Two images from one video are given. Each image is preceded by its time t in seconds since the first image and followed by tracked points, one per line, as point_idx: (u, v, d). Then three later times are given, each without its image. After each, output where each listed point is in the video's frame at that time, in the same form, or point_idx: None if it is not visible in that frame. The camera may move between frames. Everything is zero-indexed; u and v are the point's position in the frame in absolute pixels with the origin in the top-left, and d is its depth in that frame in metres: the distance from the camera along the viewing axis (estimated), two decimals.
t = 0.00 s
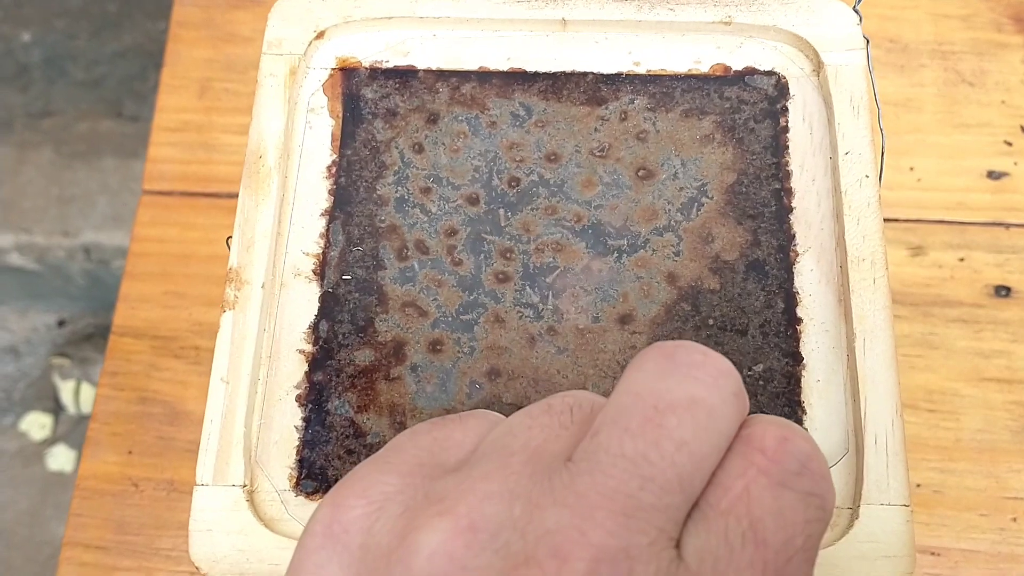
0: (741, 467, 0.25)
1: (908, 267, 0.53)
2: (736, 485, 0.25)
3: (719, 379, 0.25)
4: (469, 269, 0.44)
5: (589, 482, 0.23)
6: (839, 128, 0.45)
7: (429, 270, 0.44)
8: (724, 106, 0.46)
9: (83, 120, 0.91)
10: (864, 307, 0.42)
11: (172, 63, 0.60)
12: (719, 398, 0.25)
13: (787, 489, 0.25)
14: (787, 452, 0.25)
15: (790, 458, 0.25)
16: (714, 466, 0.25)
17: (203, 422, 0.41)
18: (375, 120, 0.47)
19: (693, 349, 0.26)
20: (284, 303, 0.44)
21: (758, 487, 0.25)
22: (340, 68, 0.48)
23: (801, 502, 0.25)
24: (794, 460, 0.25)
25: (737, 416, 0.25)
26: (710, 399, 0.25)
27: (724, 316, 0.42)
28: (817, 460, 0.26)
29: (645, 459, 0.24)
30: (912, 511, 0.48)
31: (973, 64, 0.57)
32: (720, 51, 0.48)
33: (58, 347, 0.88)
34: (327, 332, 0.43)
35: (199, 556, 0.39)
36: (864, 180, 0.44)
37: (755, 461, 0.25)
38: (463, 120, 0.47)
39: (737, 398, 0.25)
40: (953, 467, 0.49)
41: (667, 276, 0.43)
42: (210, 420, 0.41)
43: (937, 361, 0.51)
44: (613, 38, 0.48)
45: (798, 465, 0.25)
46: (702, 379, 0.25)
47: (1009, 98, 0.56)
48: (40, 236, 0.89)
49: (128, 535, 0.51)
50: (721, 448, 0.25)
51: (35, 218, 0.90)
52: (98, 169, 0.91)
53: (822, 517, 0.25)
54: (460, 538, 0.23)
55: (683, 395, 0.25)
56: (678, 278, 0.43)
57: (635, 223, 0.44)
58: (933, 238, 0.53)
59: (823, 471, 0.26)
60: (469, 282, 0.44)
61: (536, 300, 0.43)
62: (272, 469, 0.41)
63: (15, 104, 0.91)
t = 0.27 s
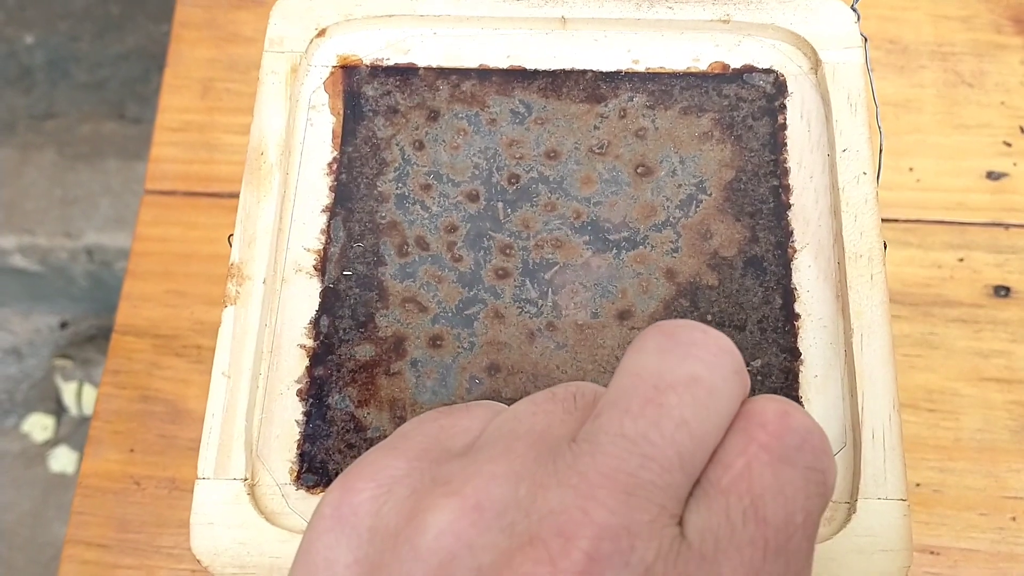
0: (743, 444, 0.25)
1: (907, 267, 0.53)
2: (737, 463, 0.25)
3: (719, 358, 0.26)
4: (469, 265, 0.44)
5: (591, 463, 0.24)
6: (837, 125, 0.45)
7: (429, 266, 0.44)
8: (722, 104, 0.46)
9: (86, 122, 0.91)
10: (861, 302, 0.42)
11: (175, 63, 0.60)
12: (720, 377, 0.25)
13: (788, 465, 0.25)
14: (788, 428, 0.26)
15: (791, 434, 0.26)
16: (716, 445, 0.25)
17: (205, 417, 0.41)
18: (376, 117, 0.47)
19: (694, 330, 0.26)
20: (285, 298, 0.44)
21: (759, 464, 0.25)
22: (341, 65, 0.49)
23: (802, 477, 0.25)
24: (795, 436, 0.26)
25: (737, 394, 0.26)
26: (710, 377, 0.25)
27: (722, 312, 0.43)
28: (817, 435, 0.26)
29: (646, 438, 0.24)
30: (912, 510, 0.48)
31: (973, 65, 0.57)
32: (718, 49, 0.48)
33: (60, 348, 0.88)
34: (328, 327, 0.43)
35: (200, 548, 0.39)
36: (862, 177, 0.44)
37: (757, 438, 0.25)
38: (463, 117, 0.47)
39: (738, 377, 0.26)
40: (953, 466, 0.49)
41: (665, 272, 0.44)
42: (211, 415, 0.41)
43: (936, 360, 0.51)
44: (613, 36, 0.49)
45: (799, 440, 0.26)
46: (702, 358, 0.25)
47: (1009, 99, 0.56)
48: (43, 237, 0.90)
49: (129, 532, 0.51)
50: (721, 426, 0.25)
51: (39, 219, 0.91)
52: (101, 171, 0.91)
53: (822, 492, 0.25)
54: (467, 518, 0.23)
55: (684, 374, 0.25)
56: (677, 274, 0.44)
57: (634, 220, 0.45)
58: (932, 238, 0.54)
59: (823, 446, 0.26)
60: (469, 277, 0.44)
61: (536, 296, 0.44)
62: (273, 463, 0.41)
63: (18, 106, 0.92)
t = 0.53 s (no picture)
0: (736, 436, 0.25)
1: (909, 269, 0.53)
2: (731, 456, 0.24)
3: (710, 351, 0.25)
4: (470, 269, 0.44)
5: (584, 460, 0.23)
6: (840, 128, 0.45)
7: (431, 269, 0.44)
8: (725, 106, 0.46)
9: (87, 122, 0.91)
10: (864, 306, 0.42)
11: (175, 64, 0.60)
12: (711, 369, 0.25)
13: (781, 456, 0.24)
14: (782, 419, 0.25)
15: (784, 425, 0.25)
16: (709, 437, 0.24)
17: (206, 421, 0.41)
18: (377, 120, 0.47)
19: (683, 323, 0.26)
20: (287, 301, 0.44)
21: (752, 455, 0.24)
22: (342, 67, 0.48)
23: (797, 468, 0.24)
24: (788, 427, 0.25)
25: (728, 386, 0.25)
26: (701, 370, 0.24)
27: (725, 316, 0.43)
28: (811, 425, 0.26)
29: (638, 433, 0.23)
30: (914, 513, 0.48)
31: (975, 65, 0.57)
32: (721, 51, 0.48)
33: (60, 348, 0.88)
34: (329, 331, 0.43)
35: (202, 553, 0.39)
36: (865, 180, 0.44)
37: (750, 430, 0.25)
38: (465, 119, 0.47)
39: (727, 369, 0.25)
40: (955, 468, 0.49)
41: (668, 275, 0.43)
42: (212, 419, 0.41)
43: (939, 362, 0.51)
44: (615, 39, 0.48)
45: (793, 430, 0.25)
46: (693, 351, 0.25)
47: (1011, 99, 0.56)
48: (44, 236, 0.90)
49: (131, 533, 0.51)
50: (714, 418, 0.24)
51: (39, 218, 0.90)
52: (101, 171, 0.91)
53: (816, 482, 0.25)
54: (465, 517, 0.23)
55: (674, 367, 0.24)
56: (679, 278, 0.43)
57: (636, 223, 0.45)
58: (935, 239, 0.53)
59: (818, 436, 0.26)
60: (471, 281, 0.44)
61: (538, 300, 0.43)
62: (274, 467, 0.41)
63: (18, 106, 0.91)
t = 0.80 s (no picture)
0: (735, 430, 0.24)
1: (912, 269, 0.53)
2: (729, 450, 0.23)
3: (708, 349, 0.25)
4: (476, 271, 0.44)
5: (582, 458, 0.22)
6: (847, 131, 0.45)
7: (437, 272, 0.44)
8: (732, 108, 0.46)
9: (88, 120, 0.91)
10: (872, 310, 0.42)
11: (177, 63, 0.60)
12: (709, 365, 0.24)
13: (781, 449, 0.24)
14: (780, 411, 0.25)
15: (782, 418, 0.25)
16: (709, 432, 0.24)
17: (212, 424, 0.41)
18: (383, 121, 0.47)
19: (681, 320, 0.25)
20: (293, 303, 0.44)
21: (750, 448, 0.24)
22: (348, 69, 0.48)
23: (797, 460, 0.24)
24: (787, 420, 0.25)
25: (725, 382, 0.24)
26: (699, 366, 0.24)
27: (732, 319, 0.42)
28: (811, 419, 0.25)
29: (635, 431, 0.22)
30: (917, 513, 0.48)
31: (978, 66, 0.57)
32: (728, 53, 0.48)
33: (60, 346, 0.88)
34: (335, 333, 0.43)
35: (209, 558, 0.39)
36: (873, 183, 0.44)
37: (748, 424, 0.24)
38: (471, 121, 0.47)
39: (725, 365, 0.25)
40: (958, 469, 0.49)
41: (675, 278, 0.43)
42: (218, 422, 0.41)
43: (942, 362, 0.51)
44: (622, 40, 0.48)
45: (792, 423, 0.25)
46: (692, 348, 0.24)
47: (1014, 100, 0.56)
48: (45, 235, 0.89)
49: (132, 534, 0.51)
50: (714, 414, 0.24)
51: (41, 217, 0.90)
52: (102, 170, 0.91)
53: (818, 475, 0.24)
54: (466, 519, 0.23)
55: (672, 364, 0.24)
56: (686, 281, 0.43)
57: (643, 226, 0.44)
58: (937, 240, 0.53)
59: (818, 429, 0.25)
60: (477, 283, 0.44)
61: (544, 303, 0.43)
62: (281, 470, 0.41)
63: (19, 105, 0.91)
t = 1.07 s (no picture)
0: (735, 440, 0.23)
1: (914, 271, 0.53)
2: (730, 461, 0.22)
3: (707, 358, 0.23)
4: (482, 277, 0.44)
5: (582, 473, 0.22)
6: (856, 137, 0.45)
7: (443, 278, 0.44)
8: (740, 114, 0.46)
9: (86, 118, 0.91)
10: (880, 318, 0.41)
11: (177, 61, 0.60)
12: (709, 375, 0.23)
13: (783, 459, 0.22)
14: (782, 419, 0.23)
15: (784, 426, 0.23)
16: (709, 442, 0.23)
17: (216, 431, 0.41)
18: (389, 125, 0.47)
19: (680, 329, 0.24)
20: (298, 310, 0.44)
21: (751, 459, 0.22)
22: (353, 72, 0.48)
23: (800, 469, 0.22)
24: (789, 427, 0.23)
25: (726, 391, 0.23)
26: (698, 376, 0.23)
27: (740, 326, 0.42)
28: (817, 423, 0.24)
29: (634, 445, 0.22)
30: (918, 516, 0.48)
31: (980, 67, 0.57)
32: (736, 58, 0.48)
33: (59, 344, 0.88)
34: (341, 340, 0.43)
35: (214, 567, 0.38)
36: (882, 190, 0.44)
37: (749, 433, 0.23)
38: (477, 126, 0.47)
39: (725, 374, 0.24)
40: (960, 471, 0.49)
41: (683, 285, 0.43)
42: (223, 429, 0.41)
43: (943, 364, 0.51)
44: (629, 44, 0.48)
45: (794, 430, 0.23)
46: (691, 357, 0.23)
47: (1016, 101, 0.56)
48: (43, 233, 0.89)
49: (131, 535, 0.51)
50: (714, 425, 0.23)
51: (38, 215, 0.89)
52: (100, 167, 0.90)
53: (823, 482, 0.23)
54: (467, 536, 0.23)
55: (670, 376, 0.23)
56: (694, 287, 0.43)
57: (650, 232, 0.44)
58: (939, 242, 0.53)
59: (820, 435, 0.23)
60: (484, 289, 0.44)
61: (551, 310, 0.43)
62: (286, 479, 0.41)
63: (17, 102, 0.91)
